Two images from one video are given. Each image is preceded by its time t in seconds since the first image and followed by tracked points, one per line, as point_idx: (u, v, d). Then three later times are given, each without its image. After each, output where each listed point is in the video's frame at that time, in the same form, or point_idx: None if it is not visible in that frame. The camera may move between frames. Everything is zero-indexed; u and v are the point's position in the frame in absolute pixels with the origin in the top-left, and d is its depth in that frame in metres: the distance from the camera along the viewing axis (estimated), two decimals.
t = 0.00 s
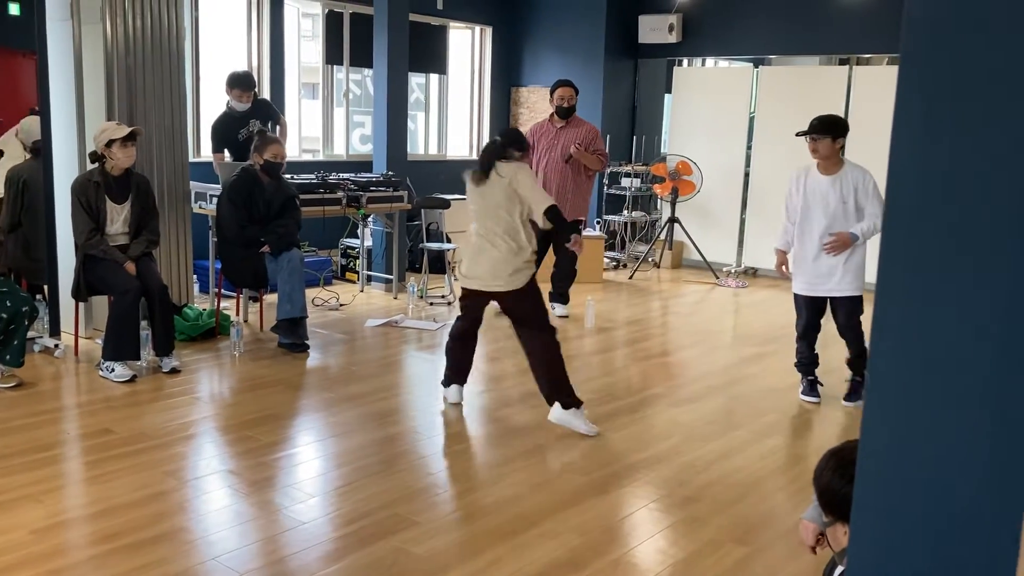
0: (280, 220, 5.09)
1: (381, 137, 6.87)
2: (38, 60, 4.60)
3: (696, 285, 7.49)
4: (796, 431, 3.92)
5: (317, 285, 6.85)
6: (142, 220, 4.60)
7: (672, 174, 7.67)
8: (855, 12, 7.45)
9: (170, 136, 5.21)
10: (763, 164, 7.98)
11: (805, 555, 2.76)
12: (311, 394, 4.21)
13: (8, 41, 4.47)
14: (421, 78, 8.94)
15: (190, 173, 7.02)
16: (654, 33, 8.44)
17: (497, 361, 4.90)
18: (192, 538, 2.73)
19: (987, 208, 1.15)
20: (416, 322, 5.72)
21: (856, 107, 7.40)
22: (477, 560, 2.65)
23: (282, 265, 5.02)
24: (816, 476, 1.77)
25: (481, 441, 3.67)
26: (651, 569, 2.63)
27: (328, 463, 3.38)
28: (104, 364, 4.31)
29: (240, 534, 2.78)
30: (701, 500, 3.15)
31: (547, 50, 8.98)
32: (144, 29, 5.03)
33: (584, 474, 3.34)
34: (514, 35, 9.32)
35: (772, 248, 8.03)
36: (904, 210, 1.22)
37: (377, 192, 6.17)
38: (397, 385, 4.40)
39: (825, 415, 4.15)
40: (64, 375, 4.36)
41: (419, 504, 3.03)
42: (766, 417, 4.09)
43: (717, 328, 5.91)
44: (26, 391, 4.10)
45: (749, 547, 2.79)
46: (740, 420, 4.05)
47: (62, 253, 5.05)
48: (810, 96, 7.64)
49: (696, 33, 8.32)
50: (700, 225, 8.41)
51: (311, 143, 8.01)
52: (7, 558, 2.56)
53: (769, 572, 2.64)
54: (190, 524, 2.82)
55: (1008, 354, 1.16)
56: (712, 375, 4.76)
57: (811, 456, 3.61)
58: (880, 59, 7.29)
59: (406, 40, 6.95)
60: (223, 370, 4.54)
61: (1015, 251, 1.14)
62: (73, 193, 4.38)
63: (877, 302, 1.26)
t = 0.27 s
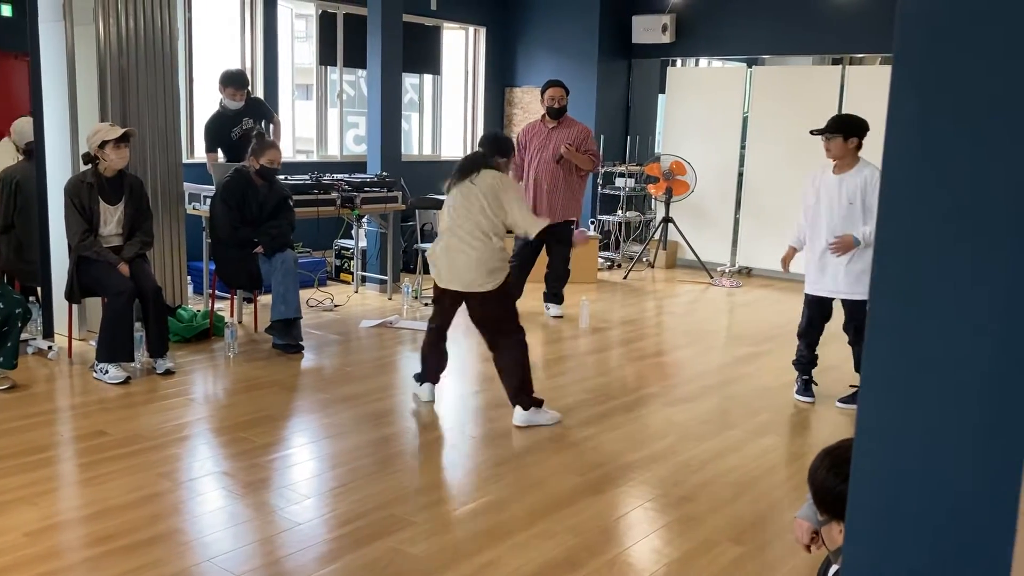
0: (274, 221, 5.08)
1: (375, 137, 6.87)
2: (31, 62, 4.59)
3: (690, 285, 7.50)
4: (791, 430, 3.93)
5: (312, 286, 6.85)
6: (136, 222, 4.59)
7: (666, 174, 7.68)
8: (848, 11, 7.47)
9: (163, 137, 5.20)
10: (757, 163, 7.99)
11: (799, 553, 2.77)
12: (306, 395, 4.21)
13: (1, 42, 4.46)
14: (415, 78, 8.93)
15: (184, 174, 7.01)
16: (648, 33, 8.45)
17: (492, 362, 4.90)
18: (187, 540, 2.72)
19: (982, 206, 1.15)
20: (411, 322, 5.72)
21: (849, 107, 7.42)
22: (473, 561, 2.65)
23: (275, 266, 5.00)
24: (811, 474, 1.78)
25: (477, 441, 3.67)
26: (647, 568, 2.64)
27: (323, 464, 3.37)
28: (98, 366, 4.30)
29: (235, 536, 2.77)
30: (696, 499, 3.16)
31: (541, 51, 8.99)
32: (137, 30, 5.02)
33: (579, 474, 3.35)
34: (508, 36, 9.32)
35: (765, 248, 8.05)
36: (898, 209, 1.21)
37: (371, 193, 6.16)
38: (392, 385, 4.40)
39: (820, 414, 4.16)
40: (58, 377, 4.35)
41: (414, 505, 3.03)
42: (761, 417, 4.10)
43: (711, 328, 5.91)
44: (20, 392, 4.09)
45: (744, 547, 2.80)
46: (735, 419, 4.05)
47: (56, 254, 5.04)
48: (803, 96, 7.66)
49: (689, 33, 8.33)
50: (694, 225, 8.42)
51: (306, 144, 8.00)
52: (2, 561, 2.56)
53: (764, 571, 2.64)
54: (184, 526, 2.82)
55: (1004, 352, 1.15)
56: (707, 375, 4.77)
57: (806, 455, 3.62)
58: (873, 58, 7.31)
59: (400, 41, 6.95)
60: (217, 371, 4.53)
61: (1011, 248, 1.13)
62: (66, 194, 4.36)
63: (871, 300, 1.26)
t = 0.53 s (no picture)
0: (269, 221, 5.08)
1: (369, 137, 6.86)
2: (24, 61, 4.58)
3: (684, 284, 7.51)
4: (785, 429, 3.94)
5: (306, 286, 6.84)
6: (130, 222, 4.59)
7: (660, 173, 7.69)
8: (841, 11, 7.48)
9: (157, 137, 5.19)
10: (751, 163, 8.01)
11: (794, 552, 2.78)
12: (301, 395, 4.20)
13: None
14: (409, 78, 8.92)
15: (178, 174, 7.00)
16: (641, 33, 8.43)
17: (487, 361, 4.90)
18: (182, 540, 2.72)
19: (973, 209, 1.15)
20: (406, 322, 5.72)
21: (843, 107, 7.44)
22: (469, 560, 2.65)
23: (270, 266, 5.01)
24: (803, 473, 1.79)
25: (472, 440, 3.68)
26: (642, 567, 2.64)
27: (318, 464, 3.37)
28: (92, 366, 4.29)
29: (230, 535, 2.77)
30: (691, 498, 3.16)
31: (535, 50, 8.98)
32: (131, 30, 5.01)
33: (574, 473, 3.35)
34: (502, 35, 9.32)
35: (759, 247, 8.06)
36: (891, 210, 1.22)
37: (366, 193, 6.16)
38: (387, 385, 4.40)
39: (814, 413, 4.17)
40: (52, 378, 4.34)
41: (410, 505, 3.03)
42: (756, 415, 4.11)
43: (706, 327, 5.92)
44: (14, 393, 4.08)
45: (739, 545, 2.80)
46: (729, 418, 4.06)
47: (50, 254, 5.03)
48: (797, 95, 7.68)
49: (684, 33, 8.34)
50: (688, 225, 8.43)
51: (300, 143, 7.99)
52: None
53: (758, 569, 2.65)
54: (179, 526, 2.82)
55: (993, 355, 1.15)
56: (701, 374, 4.78)
57: (800, 454, 3.63)
58: (866, 58, 7.33)
59: (394, 40, 6.95)
60: (212, 372, 4.53)
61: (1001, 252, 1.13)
62: (60, 194, 4.36)
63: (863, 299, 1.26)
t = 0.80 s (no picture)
0: (265, 221, 5.07)
1: (366, 136, 6.86)
2: (20, 60, 4.57)
3: (682, 283, 7.51)
4: (782, 428, 3.94)
5: (303, 285, 6.84)
6: (127, 221, 4.58)
7: (657, 172, 7.69)
8: (838, 10, 7.49)
9: (154, 136, 5.18)
10: (748, 162, 8.01)
11: (791, 550, 2.78)
12: (298, 394, 4.20)
13: None
14: (406, 77, 8.91)
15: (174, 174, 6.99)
16: (639, 31, 8.44)
17: (485, 360, 4.90)
18: (179, 540, 2.72)
19: (971, 207, 1.14)
20: (403, 321, 5.71)
21: (839, 106, 7.44)
22: (466, 559, 2.65)
23: (266, 265, 4.99)
24: (800, 471, 1.79)
25: (469, 439, 3.68)
26: (639, 566, 2.65)
27: (315, 464, 3.37)
28: (89, 365, 4.28)
29: (228, 535, 2.77)
30: (688, 497, 3.17)
31: (532, 50, 8.98)
32: (128, 29, 5.00)
33: (571, 472, 3.35)
34: (499, 34, 9.32)
35: (757, 246, 8.06)
36: (887, 209, 1.21)
37: (363, 192, 6.16)
38: (385, 384, 4.40)
39: (811, 412, 4.17)
40: (49, 377, 4.33)
41: (407, 504, 3.03)
42: (753, 414, 4.12)
43: (703, 326, 5.93)
44: (10, 393, 4.07)
45: (736, 544, 2.81)
46: (726, 417, 4.07)
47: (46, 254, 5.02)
48: (794, 94, 7.68)
49: (681, 32, 8.35)
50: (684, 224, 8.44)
51: (297, 143, 7.98)
52: None
53: (755, 568, 2.65)
54: (177, 525, 2.82)
55: (991, 353, 1.15)
56: (698, 373, 4.78)
57: (797, 452, 3.64)
58: (863, 57, 7.33)
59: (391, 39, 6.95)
60: (209, 371, 4.52)
61: (1000, 250, 1.13)
62: (56, 194, 4.35)
63: (859, 298, 1.26)
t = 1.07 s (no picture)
0: (265, 220, 5.06)
1: (363, 135, 6.85)
2: (17, 59, 4.56)
3: (679, 282, 7.52)
4: (779, 426, 3.94)
5: (300, 284, 6.83)
6: (123, 219, 4.58)
7: (654, 170, 7.70)
8: (835, 9, 7.49)
9: (151, 134, 5.18)
10: (745, 161, 8.02)
11: (788, 548, 2.78)
12: (295, 393, 4.20)
13: None
14: (404, 75, 8.90)
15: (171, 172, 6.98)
16: (636, 30, 8.45)
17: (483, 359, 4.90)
18: (177, 538, 2.72)
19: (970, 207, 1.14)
20: (400, 320, 5.71)
21: (836, 104, 7.45)
22: (463, 557, 2.65)
23: (265, 264, 4.99)
24: (798, 468, 1.79)
25: (466, 438, 3.68)
26: (636, 564, 2.65)
27: (313, 462, 3.37)
28: (86, 364, 4.28)
29: (226, 533, 2.77)
30: (685, 495, 3.17)
31: (529, 48, 8.98)
32: (125, 27, 4.99)
33: (569, 471, 3.35)
34: (496, 32, 9.32)
35: (754, 244, 8.07)
36: (886, 209, 1.21)
37: (360, 190, 6.14)
38: (382, 383, 4.39)
39: (808, 411, 4.17)
40: (46, 376, 4.33)
41: (404, 502, 3.03)
42: (750, 413, 4.12)
43: (700, 324, 5.93)
44: (7, 391, 4.06)
45: (733, 542, 2.81)
46: (724, 415, 4.07)
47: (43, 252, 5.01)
48: (791, 93, 7.69)
49: (679, 31, 8.35)
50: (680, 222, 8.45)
51: (294, 141, 7.98)
52: None
53: (753, 566, 2.66)
54: (175, 524, 2.81)
55: (992, 352, 1.14)
56: (696, 371, 4.78)
57: (794, 451, 3.64)
58: (860, 56, 7.34)
59: (388, 38, 6.94)
60: (206, 369, 4.52)
61: (999, 250, 1.12)
62: (53, 192, 4.34)
63: (858, 296, 1.25)
